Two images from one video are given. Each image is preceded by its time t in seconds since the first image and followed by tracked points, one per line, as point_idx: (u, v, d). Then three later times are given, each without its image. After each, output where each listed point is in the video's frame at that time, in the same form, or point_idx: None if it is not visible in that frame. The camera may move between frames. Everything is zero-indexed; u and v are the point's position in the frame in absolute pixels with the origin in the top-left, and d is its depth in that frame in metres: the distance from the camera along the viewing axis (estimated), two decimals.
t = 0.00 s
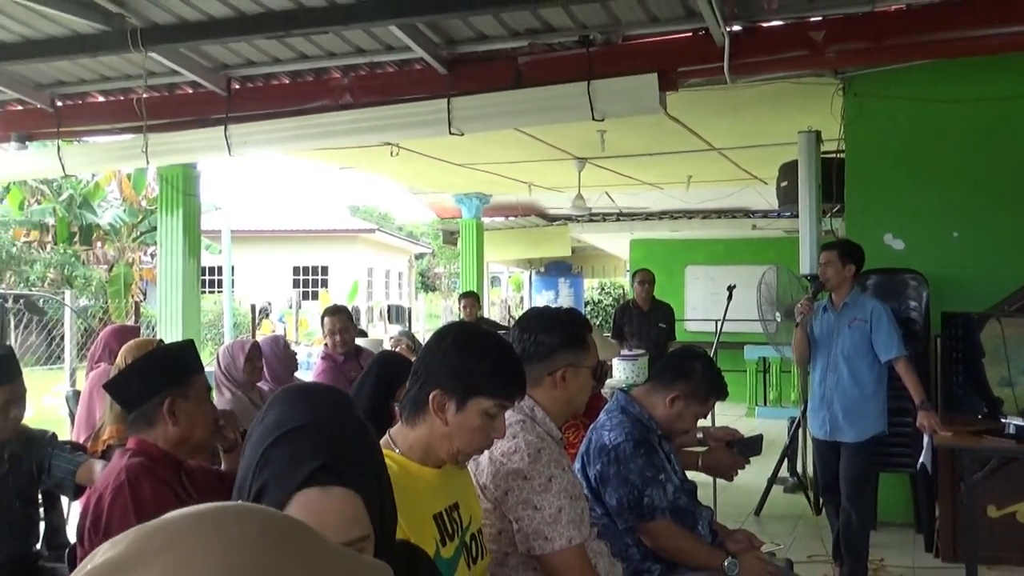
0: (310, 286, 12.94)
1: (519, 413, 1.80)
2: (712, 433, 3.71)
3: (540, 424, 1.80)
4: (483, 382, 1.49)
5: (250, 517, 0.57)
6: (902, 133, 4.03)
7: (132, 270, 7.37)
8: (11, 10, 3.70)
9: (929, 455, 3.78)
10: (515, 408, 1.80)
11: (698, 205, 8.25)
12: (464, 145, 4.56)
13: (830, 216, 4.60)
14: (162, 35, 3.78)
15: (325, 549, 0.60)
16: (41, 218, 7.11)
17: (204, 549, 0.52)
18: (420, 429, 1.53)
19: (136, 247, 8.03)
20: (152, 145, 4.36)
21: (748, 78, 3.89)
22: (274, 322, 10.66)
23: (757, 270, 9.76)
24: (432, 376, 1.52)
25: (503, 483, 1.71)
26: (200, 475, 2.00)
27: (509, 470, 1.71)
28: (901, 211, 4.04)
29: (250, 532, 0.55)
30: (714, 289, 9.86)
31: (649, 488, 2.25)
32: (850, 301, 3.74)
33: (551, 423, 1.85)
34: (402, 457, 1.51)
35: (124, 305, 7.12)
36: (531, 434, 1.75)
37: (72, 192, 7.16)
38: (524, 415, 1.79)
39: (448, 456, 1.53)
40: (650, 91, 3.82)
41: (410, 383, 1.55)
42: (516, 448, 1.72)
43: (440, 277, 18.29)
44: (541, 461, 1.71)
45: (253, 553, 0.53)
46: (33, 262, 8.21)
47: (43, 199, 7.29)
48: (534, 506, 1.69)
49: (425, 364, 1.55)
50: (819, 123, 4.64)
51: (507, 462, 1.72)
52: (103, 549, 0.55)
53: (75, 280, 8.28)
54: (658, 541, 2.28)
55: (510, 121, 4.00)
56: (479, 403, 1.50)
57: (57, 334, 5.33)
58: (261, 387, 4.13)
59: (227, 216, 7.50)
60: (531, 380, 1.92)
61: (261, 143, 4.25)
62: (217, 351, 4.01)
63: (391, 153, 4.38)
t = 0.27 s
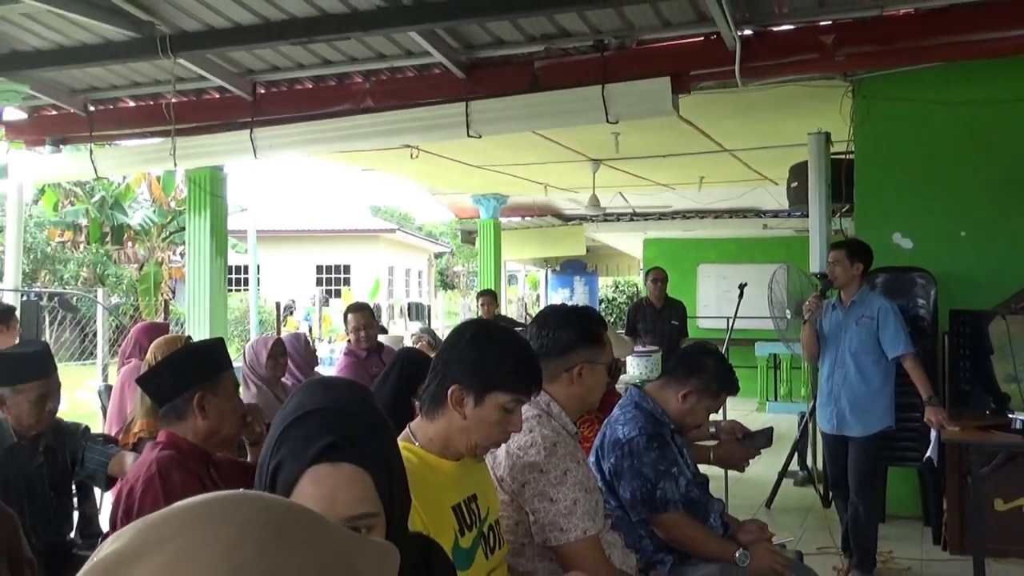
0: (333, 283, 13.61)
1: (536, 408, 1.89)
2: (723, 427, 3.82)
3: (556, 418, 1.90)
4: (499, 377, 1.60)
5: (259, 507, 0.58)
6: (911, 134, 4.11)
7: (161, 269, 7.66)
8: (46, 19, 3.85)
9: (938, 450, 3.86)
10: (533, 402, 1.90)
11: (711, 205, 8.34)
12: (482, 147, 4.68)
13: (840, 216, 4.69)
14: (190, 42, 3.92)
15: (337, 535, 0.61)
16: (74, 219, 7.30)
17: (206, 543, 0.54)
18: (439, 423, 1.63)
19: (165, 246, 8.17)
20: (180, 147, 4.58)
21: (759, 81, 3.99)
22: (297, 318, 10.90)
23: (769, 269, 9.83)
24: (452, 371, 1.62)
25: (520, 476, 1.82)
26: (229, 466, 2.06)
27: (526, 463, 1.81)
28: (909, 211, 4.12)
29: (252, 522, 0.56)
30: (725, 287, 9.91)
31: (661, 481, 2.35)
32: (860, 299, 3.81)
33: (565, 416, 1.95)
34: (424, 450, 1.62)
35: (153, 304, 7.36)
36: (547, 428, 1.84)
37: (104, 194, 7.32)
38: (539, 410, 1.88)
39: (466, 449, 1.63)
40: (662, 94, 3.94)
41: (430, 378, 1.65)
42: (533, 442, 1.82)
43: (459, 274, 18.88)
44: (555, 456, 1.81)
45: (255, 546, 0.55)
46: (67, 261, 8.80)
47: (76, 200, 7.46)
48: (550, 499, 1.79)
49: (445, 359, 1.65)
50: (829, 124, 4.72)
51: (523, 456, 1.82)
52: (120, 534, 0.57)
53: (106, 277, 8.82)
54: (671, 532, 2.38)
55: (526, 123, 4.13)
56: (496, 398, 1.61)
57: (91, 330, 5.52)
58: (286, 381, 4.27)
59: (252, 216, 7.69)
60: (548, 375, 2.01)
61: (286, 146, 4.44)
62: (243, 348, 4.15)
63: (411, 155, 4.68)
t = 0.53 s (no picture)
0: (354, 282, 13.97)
1: (555, 404, 1.95)
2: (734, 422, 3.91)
3: (574, 413, 1.96)
4: (515, 375, 1.66)
5: (277, 501, 0.61)
6: (921, 134, 4.18)
7: (186, 268, 8.01)
8: (78, 26, 4.00)
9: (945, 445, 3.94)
10: (549, 398, 1.96)
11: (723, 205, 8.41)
12: (498, 148, 4.79)
13: (850, 215, 4.76)
14: (216, 47, 4.05)
15: (349, 528, 0.64)
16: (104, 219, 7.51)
17: (223, 536, 0.57)
18: (456, 418, 1.69)
19: (192, 246, 8.31)
20: (206, 149, 4.77)
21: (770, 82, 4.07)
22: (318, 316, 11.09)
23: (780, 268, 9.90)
24: (468, 367, 1.68)
25: (544, 470, 1.89)
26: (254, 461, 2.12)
27: (550, 459, 1.88)
28: (919, 210, 4.19)
29: (271, 515, 0.59)
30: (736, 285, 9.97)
31: (674, 475, 2.44)
32: (872, 296, 3.87)
33: (582, 411, 2.01)
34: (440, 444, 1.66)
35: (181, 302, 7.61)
36: (567, 423, 1.91)
37: (133, 196, 7.54)
38: (554, 407, 1.93)
39: (484, 443, 1.69)
40: (675, 97, 4.02)
41: (447, 373, 1.71)
42: (554, 437, 1.88)
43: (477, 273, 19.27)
44: (579, 449, 1.89)
45: (273, 539, 0.58)
46: (97, 260, 8.98)
47: (106, 202, 7.68)
48: (579, 490, 1.87)
49: (461, 357, 1.72)
50: (840, 125, 4.80)
51: (547, 451, 1.88)
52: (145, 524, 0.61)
53: (134, 276, 8.86)
54: (683, 525, 2.44)
55: (542, 125, 4.23)
56: (513, 394, 1.66)
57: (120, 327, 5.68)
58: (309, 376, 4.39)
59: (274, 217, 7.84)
60: (571, 372, 2.06)
61: (307, 148, 4.59)
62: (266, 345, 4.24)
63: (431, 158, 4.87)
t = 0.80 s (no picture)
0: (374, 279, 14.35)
1: (587, 395, 2.05)
2: (745, 415, 4.02)
3: (603, 404, 2.05)
4: (534, 371, 1.76)
5: (297, 486, 0.65)
6: (932, 135, 4.26)
7: (214, 266, 8.25)
8: (109, 32, 4.14)
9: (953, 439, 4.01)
10: (579, 389, 2.05)
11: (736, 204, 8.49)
12: (514, 149, 4.91)
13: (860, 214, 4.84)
14: (242, 51, 4.19)
15: (370, 510, 0.68)
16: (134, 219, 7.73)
17: (250, 520, 0.62)
18: (474, 412, 1.79)
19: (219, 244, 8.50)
20: (233, 150, 4.95)
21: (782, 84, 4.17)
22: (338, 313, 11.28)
23: (792, 265, 9.96)
24: (486, 363, 1.79)
25: (591, 455, 1.99)
26: (279, 452, 2.20)
27: (598, 443, 1.98)
28: (928, 209, 4.27)
29: (294, 502, 0.64)
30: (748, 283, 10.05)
31: (686, 468, 2.53)
32: (878, 293, 3.97)
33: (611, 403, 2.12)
34: (458, 438, 1.76)
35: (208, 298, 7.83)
36: (605, 411, 2.02)
37: (162, 196, 7.79)
38: (587, 397, 2.03)
39: (502, 435, 1.79)
40: (688, 98, 4.12)
41: (466, 369, 1.81)
42: (598, 423, 1.99)
43: (496, 271, 19.36)
44: (621, 433, 2.01)
45: (297, 523, 0.63)
46: (128, 258, 9.11)
47: (137, 202, 7.89)
48: (628, 470, 2.00)
49: (479, 353, 1.82)
50: (850, 126, 4.88)
51: (593, 437, 1.98)
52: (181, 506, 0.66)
53: (164, 273, 9.15)
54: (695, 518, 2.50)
55: (558, 126, 4.34)
56: (529, 389, 1.77)
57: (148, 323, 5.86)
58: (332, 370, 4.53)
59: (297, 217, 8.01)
60: (605, 370, 2.18)
61: (331, 149, 4.76)
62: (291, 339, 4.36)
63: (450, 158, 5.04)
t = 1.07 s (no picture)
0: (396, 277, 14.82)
1: (604, 388, 2.15)
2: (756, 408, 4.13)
3: (619, 398, 2.15)
4: (548, 365, 1.83)
5: (321, 478, 0.73)
6: (939, 135, 4.34)
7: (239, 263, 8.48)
8: (139, 38, 4.30)
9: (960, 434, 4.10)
10: (597, 381, 2.16)
11: (748, 203, 8.58)
12: (529, 150, 5.03)
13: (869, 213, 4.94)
14: (267, 56, 4.33)
15: (386, 499, 0.76)
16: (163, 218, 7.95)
17: (278, 502, 0.71)
18: (491, 405, 1.86)
19: (244, 242, 8.70)
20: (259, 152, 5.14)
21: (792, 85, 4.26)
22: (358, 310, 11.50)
23: (800, 263, 10.01)
24: (502, 359, 1.85)
25: (604, 445, 2.08)
26: (302, 443, 2.28)
27: (612, 434, 2.08)
28: (936, 208, 4.36)
29: (318, 488, 0.72)
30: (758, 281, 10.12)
31: (698, 460, 2.62)
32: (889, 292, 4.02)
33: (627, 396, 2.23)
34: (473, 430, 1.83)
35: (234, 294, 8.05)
36: (620, 405, 2.12)
37: (190, 196, 8.06)
38: (606, 391, 2.14)
39: (518, 427, 1.86)
40: (700, 100, 4.22)
41: (482, 364, 1.87)
42: (613, 414, 2.09)
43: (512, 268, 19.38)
44: (634, 426, 2.11)
45: (319, 506, 0.71)
46: (157, 256, 9.22)
47: (164, 202, 8.10)
48: (638, 463, 2.08)
49: (494, 348, 1.88)
50: (859, 126, 4.97)
51: (607, 428, 2.08)
52: (214, 491, 0.74)
53: (193, 271, 9.21)
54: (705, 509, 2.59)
55: (574, 128, 4.46)
56: (544, 383, 1.84)
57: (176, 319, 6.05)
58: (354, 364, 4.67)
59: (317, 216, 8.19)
60: (620, 364, 2.27)
61: (352, 150, 4.94)
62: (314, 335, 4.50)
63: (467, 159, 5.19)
